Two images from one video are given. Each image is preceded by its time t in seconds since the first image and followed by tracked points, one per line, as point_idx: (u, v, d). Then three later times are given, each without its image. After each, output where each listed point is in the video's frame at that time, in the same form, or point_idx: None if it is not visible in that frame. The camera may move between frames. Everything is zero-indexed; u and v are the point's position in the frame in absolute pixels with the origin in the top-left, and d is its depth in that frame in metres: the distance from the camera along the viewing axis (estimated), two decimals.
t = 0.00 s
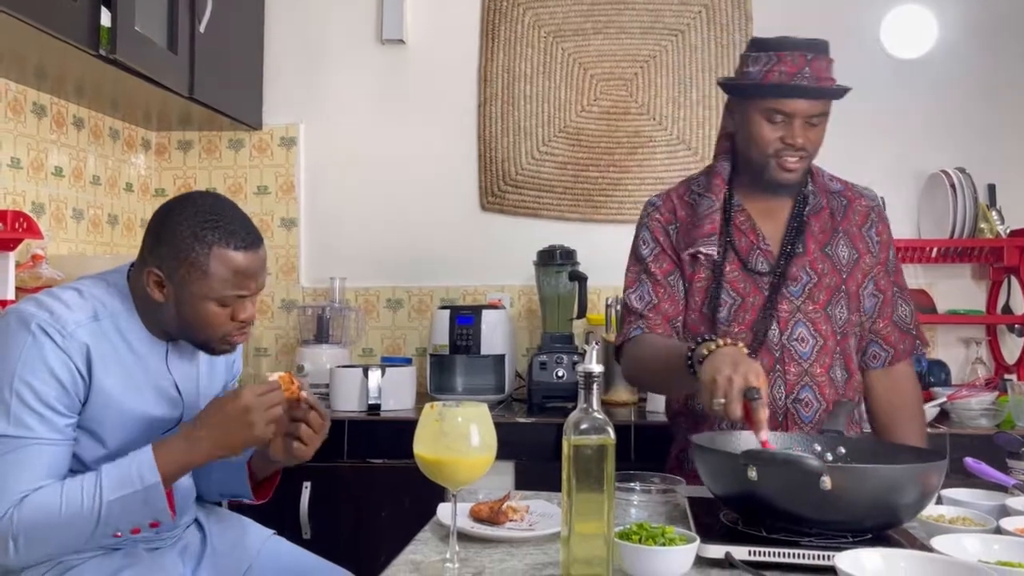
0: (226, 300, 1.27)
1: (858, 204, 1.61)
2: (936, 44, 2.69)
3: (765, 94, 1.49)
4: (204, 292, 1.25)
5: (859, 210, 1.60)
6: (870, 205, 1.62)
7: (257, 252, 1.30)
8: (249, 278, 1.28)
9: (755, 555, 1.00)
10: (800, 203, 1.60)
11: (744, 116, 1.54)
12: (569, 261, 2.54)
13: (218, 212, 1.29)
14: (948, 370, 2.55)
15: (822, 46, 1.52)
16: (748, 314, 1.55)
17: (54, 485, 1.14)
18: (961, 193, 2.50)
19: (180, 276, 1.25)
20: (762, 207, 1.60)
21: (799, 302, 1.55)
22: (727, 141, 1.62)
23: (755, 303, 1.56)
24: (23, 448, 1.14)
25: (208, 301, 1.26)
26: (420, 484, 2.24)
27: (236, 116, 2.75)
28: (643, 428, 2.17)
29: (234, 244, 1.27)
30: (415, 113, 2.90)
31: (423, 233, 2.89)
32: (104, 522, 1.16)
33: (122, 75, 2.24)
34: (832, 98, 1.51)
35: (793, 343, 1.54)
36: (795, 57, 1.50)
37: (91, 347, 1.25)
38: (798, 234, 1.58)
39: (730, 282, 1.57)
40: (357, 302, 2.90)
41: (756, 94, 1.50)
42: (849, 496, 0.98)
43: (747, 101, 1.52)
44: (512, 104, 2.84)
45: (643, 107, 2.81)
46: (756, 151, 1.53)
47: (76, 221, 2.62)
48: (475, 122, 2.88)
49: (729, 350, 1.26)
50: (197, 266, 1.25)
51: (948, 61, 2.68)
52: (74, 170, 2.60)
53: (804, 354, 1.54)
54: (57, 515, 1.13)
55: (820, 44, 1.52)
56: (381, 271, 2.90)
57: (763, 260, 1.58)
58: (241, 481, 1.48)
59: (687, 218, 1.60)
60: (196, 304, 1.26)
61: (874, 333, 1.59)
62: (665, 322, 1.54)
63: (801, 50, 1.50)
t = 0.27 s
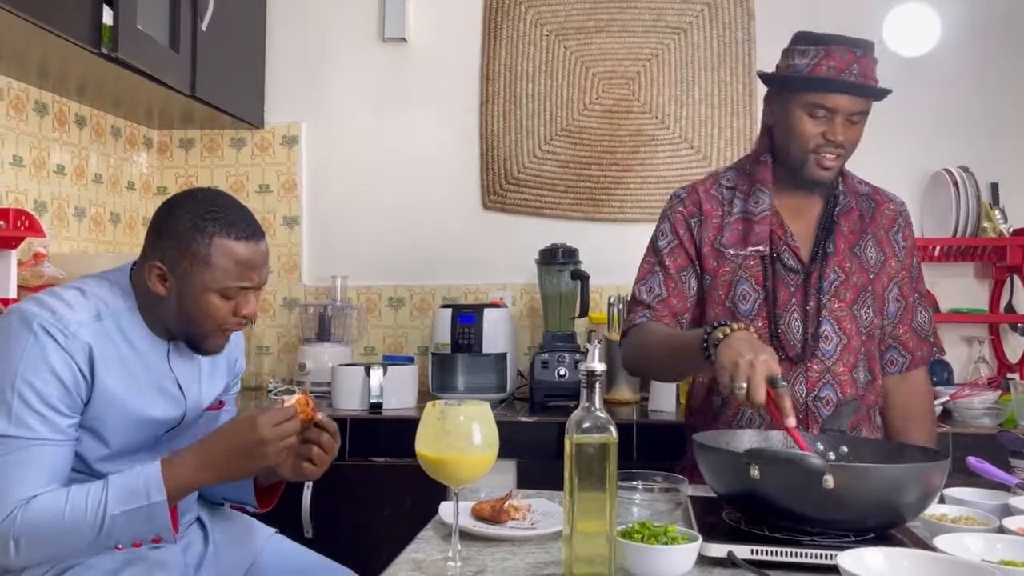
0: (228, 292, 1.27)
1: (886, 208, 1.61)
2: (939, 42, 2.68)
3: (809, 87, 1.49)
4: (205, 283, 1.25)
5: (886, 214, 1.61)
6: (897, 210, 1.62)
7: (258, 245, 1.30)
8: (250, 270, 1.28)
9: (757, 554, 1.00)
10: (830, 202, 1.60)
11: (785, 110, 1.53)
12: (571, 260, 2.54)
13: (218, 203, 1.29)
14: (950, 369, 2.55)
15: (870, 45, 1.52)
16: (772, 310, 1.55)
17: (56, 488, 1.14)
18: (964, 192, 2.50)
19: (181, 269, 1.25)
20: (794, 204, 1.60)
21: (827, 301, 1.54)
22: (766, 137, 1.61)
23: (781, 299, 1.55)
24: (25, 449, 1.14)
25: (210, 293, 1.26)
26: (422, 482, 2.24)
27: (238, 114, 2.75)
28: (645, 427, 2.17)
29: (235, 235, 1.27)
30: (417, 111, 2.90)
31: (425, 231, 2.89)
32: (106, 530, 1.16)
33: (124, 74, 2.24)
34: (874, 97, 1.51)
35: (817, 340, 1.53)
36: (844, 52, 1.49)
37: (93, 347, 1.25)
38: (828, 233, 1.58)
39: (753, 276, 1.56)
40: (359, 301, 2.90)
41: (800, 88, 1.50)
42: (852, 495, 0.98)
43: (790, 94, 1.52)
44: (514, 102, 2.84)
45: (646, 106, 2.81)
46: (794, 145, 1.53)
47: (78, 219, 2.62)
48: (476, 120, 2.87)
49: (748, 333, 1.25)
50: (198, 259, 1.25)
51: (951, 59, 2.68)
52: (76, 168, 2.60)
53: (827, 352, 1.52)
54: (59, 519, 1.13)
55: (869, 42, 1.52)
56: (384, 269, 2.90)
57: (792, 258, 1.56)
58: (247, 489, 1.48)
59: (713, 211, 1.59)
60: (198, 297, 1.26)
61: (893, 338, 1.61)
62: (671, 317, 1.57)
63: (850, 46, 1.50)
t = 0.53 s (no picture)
0: (228, 293, 1.27)
1: (890, 205, 1.60)
2: (941, 41, 2.68)
3: (794, 83, 1.52)
4: (205, 284, 1.25)
5: (891, 211, 1.60)
6: (903, 207, 1.61)
7: (259, 245, 1.30)
8: (251, 271, 1.28)
9: (759, 553, 1.00)
10: (831, 198, 1.61)
11: (774, 107, 1.57)
12: (572, 259, 2.54)
13: (220, 204, 1.29)
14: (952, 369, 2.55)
15: (856, 41, 1.54)
16: (769, 305, 1.55)
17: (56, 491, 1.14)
18: (966, 191, 2.50)
19: (181, 268, 1.25)
20: (792, 203, 1.61)
21: (821, 295, 1.54)
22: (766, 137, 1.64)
23: (778, 293, 1.55)
24: (25, 450, 1.14)
25: (210, 293, 1.26)
26: (423, 481, 2.24)
27: (240, 113, 2.75)
28: (646, 426, 2.17)
29: (236, 236, 1.27)
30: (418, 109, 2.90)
31: (427, 230, 2.89)
32: (106, 535, 1.16)
33: (126, 72, 2.24)
34: (861, 90, 1.52)
35: (812, 334, 1.52)
36: (825, 46, 1.52)
37: (94, 347, 1.25)
38: (828, 228, 1.57)
39: (751, 271, 1.56)
40: (360, 300, 2.90)
41: (783, 84, 1.53)
42: (854, 494, 0.98)
43: (777, 92, 1.55)
44: (516, 102, 2.84)
45: (647, 105, 2.80)
46: (782, 139, 1.55)
47: (80, 218, 2.62)
48: (478, 119, 2.87)
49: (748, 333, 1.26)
50: (198, 259, 1.25)
51: (953, 59, 2.68)
52: (78, 167, 2.60)
53: (822, 345, 1.52)
54: (59, 523, 1.12)
55: (854, 38, 1.53)
56: (386, 267, 2.90)
57: (791, 254, 1.56)
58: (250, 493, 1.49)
59: (716, 208, 1.60)
60: (198, 297, 1.26)
61: (910, 337, 1.61)
62: (677, 304, 1.56)
63: (832, 42, 1.52)
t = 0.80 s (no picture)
0: (225, 292, 1.27)
1: (896, 202, 1.60)
2: (942, 40, 2.68)
3: (797, 77, 1.53)
4: (203, 283, 1.25)
5: (898, 209, 1.60)
6: (909, 205, 1.61)
7: (256, 244, 1.30)
8: (248, 270, 1.28)
9: (760, 554, 1.00)
10: (837, 195, 1.61)
11: (778, 102, 1.58)
12: (573, 259, 2.54)
13: (216, 203, 1.29)
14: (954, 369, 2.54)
15: (860, 34, 1.54)
16: (775, 302, 1.55)
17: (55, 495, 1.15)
18: (968, 191, 2.49)
19: (178, 267, 1.25)
20: (797, 200, 1.61)
21: (828, 293, 1.54)
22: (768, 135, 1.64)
23: (784, 290, 1.55)
24: (24, 452, 1.14)
25: (207, 293, 1.26)
26: (424, 480, 2.24)
27: (241, 113, 2.75)
28: (647, 426, 2.17)
29: (234, 235, 1.27)
30: (419, 109, 2.90)
31: (428, 229, 2.89)
32: (105, 541, 1.17)
33: (128, 72, 2.24)
34: (866, 81, 1.53)
35: (818, 331, 1.52)
36: (828, 40, 1.52)
37: (92, 348, 1.26)
38: (833, 226, 1.57)
39: (757, 268, 1.56)
40: (362, 299, 2.90)
41: (788, 77, 1.54)
42: (856, 494, 0.98)
43: (783, 85, 1.56)
44: (518, 101, 2.84)
45: (649, 104, 2.80)
46: (786, 134, 1.56)
47: (82, 218, 2.62)
48: (480, 119, 2.87)
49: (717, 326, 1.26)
50: (195, 259, 1.25)
51: (955, 58, 2.67)
52: (79, 166, 2.60)
53: (830, 342, 1.52)
54: (58, 528, 1.13)
55: (857, 31, 1.53)
56: (388, 265, 2.90)
57: (797, 251, 1.56)
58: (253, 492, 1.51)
59: (720, 205, 1.61)
60: (195, 296, 1.26)
61: (916, 335, 1.61)
62: (668, 300, 1.58)
63: (835, 35, 1.52)
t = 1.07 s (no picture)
0: (221, 291, 1.27)
1: (900, 203, 1.60)
2: (944, 39, 2.68)
3: (804, 76, 1.53)
4: (198, 281, 1.25)
5: (901, 209, 1.60)
6: (912, 205, 1.61)
7: (253, 243, 1.30)
8: (245, 268, 1.28)
9: (760, 552, 1.00)
10: (839, 194, 1.61)
11: (784, 101, 1.58)
12: (574, 258, 2.54)
13: (213, 201, 1.29)
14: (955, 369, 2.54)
15: (869, 34, 1.53)
16: (773, 301, 1.55)
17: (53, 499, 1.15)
18: (969, 191, 2.49)
19: (174, 265, 1.26)
20: (799, 199, 1.62)
21: (828, 293, 1.54)
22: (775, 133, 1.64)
23: (783, 290, 1.55)
24: (22, 453, 1.15)
25: (203, 291, 1.26)
26: (425, 479, 2.24)
27: (243, 112, 2.76)
28: (648, 425, 2.17)
29: (230, 233, 1.27)
30: (420, 109, 2.90)
31: (429, 228, 2.89)
32: (105, 548, 1.17)
33: (130, 71, 2.25)
34: (873, 82, 1.53)
35: (816, 332, 1.52)
36: (836, 39, 1.51)
37: (90, 349, 1.26)
38: (835, 226, 1.57)
39: (757, 267, 1.56)
40: (363, 298, 2.90)
41: (795, 76, 1.53)
42: (857, 494, 0.98)
43: (789, 84, 1.56)
44: (519, 100, 2.84)
45: (651, 104, 2.80)
46: (791, 134, 1.56)
47: (84, 217, 2.62)
48: (481, 118, 2.87)
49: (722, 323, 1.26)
50: (190, 256, 1.25)
51: (956, 57, 2.67)
52: (81, 165, 2.61)
53: (827, 343, 1.52)
54: (57, 532, 1.13)
55: (867, 31, 1.53)
56: (389, 265, 2.90)
57: (798, 250, 1.56)
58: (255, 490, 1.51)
59: (722, 203, 1.61)
60: (191, 294, 1.26)
61: (913, 336, 1.60)
62: (667, 297, 1.59)
63: (844, 33, 1.51)
